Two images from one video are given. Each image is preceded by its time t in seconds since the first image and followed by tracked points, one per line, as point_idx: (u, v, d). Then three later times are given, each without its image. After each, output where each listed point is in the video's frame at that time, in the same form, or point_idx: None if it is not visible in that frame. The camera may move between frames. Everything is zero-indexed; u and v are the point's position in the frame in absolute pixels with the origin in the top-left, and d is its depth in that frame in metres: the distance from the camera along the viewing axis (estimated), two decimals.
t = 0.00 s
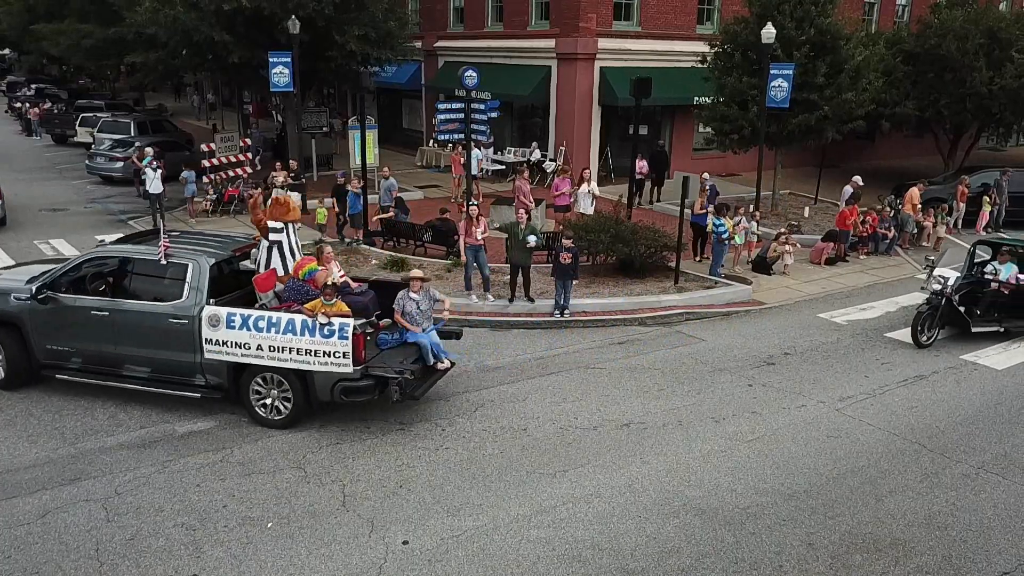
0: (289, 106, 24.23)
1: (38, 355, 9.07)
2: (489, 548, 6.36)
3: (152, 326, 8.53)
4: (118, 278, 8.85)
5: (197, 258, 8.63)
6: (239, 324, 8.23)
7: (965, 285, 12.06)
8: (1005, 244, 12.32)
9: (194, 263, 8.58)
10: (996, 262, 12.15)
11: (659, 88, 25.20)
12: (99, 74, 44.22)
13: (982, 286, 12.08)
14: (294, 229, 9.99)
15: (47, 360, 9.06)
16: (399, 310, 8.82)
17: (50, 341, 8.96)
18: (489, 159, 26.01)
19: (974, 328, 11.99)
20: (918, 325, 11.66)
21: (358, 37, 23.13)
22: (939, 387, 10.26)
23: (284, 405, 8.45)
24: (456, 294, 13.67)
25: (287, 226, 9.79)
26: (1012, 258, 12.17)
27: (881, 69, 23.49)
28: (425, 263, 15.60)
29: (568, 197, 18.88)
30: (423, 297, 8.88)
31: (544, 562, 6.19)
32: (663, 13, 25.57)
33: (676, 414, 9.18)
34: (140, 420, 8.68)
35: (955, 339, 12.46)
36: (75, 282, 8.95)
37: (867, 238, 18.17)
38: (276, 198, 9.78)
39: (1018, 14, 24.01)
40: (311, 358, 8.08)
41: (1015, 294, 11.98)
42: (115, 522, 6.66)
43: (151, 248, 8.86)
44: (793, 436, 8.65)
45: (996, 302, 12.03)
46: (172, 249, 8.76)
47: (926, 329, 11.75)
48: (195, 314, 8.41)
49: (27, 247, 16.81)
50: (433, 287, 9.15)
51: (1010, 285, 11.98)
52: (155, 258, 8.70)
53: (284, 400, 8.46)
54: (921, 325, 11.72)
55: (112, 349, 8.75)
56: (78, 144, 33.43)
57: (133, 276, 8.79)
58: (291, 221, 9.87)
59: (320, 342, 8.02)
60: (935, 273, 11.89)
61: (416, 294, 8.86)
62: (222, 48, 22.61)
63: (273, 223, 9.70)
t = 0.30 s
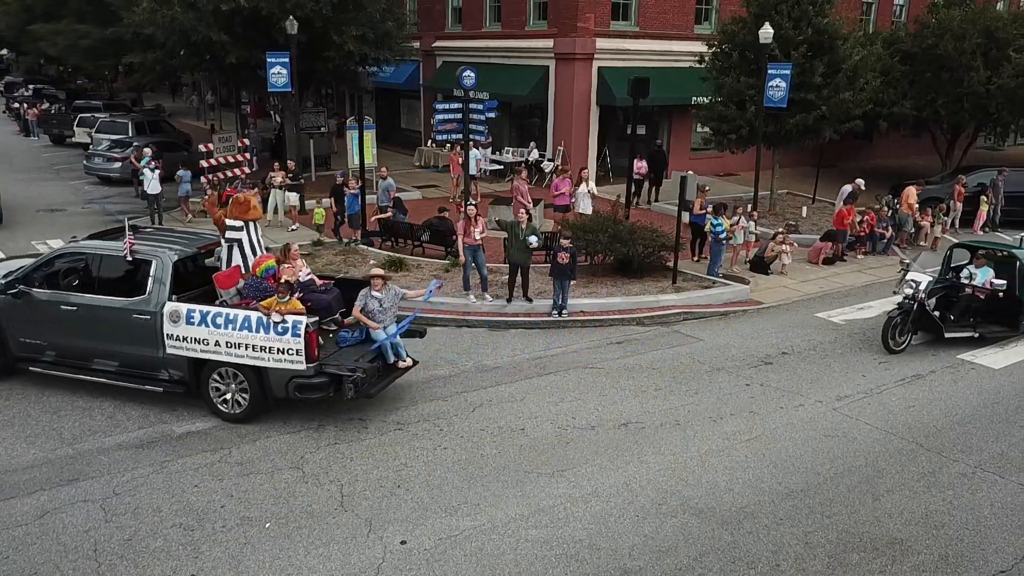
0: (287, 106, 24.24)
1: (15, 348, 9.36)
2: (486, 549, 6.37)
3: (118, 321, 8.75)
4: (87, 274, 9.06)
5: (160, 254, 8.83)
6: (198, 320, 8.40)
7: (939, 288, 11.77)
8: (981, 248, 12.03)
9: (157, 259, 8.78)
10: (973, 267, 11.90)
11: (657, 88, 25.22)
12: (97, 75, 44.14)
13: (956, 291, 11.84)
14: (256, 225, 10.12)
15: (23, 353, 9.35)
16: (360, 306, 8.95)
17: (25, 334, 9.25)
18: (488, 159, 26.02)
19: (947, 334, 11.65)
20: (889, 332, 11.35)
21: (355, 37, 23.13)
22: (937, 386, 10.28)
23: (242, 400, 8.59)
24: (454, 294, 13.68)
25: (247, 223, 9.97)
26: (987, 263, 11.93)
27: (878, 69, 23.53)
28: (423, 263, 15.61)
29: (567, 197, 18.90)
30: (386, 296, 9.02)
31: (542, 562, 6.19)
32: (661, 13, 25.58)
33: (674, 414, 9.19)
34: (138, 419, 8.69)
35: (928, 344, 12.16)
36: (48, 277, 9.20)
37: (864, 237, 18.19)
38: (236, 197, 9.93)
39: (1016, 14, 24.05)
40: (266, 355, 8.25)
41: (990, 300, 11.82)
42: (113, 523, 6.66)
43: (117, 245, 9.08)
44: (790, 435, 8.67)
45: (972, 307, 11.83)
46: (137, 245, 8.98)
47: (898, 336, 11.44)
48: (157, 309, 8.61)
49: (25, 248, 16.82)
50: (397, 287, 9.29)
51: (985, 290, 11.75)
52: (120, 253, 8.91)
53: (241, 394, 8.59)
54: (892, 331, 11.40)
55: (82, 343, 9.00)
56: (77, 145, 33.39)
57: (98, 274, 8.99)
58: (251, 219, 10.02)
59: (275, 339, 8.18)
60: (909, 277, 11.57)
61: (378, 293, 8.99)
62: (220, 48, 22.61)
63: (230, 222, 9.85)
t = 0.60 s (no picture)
0: (259, 106, 24.04)
1: None
2: (464, 548, 6.37)
3: (60, 317, 8.76)
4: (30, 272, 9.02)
5: (100, 252, 8.82)
6: (135, 316, 8.45)
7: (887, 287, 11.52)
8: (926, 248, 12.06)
9: (97, 257, 8.78)
10: (918, 266, 11.83)
11: (630, 87, 25.34)
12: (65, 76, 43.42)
13: (900, 291, 11.73)
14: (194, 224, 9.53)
15: None
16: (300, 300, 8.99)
17: None
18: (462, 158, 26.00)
19: (890, 335, 11.48)
20: (831, 333, 11.21)
21: (328, 36, 23.00)
22: (906, 379, 10.45)
23: (178, 396, 8.63)
24: (429, 294, 13.65)
25: (186, 223, 9.45)
26: (931, 262, 11.93)
27: (848, 67, 23.83)
28: (398, 264, 15.57)
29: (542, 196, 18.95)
30: (324, 292, 9.05)
31: (519, 561, 6.21)
32: (634, 13, 25.70)
33: (650, 411, 9.26)
34: (109, 424, 8.59)
35: (873, 345, 11.98)
36: None
37: (836, 234, 18.41)
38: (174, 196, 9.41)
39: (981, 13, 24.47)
40: (199, 351, 8.29)
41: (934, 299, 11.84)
42: (85, 529, 6.57)
43: (57, 242, 9.06)
44: (764, 430, 8.76)
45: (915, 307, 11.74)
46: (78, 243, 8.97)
47: (841, 337, 11.31)
48: (96, 306, 8.64)
49: None
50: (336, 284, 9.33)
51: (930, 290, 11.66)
52: (60, 250, 8.89)
53: (178, 391, 8.63)
54: (833, 333, 11.28)
55: (27, 339, 9.00)
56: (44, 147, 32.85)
57: (42, 271, 8.97)
58: (190, 219, 9.53)
59: (208, 336, 8.21)
60: (853, 277, 11.40)
61: (318, 288, 9.00)
62: (190, 48, 22.38)
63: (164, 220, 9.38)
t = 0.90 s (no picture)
0: (224, 106, 23.76)
1: None
2: (437, 548, 6.36)
3: None
4: None
5: (31, 252, 8.81)
6: (64, 317, 8.52)
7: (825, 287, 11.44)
8: (864, 248, 12.03)
9: (28, 257, 8.77)
10: (856, 266, 11.79)
11: (597, 86, 25.46)
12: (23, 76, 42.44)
13: (838, 290, 11.65)
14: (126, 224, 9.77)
15: None
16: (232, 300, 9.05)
17: None
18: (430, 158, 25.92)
19: (826, 335, 11.34)
20: (764, 333, 11.11)
21: (293, 36, 22.80)
22: (871, 372, 10.64)
23: (107, 397, 8.65)
24: (399, 295, 13.60)
25: (116, 223, 9.69)
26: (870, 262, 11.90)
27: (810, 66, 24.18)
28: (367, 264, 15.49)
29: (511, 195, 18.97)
30: (257, 292, 9.12)
31: (492, 560, 6.21)
32: (601, 12, 25.82)
33: (620, 407, 9.32)
34: (72, 431, 8.44)
35: (810, 345, 11.83)
36: None
37: (801, 230, 18.70)
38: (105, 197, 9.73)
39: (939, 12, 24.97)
40: (126, 352, 8.32)
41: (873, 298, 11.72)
42: (49, 539, 6.45)
43: None
44: (733, 425, 8.86)
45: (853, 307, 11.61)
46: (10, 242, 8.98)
47: (775, 338, 11.20)
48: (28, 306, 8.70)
49: None
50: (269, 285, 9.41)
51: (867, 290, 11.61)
52: None
53: (107, 392, 8.65)
54: (767, 333, 11.16)
55: None
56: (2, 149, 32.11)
57: None
58: (122, 219, 9.77)
59: (134, 336, 8.25)
60: (787, 277, 11.27)
61: (250, 288, 9.08)
62: (152, 48, 22.04)
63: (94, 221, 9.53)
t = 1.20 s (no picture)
0: (193, 106, 23.49)
1: None
2: (414, 549, 6.34)
3: None
4: None
5: None
6: None
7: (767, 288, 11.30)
8: (809, 248, 11.90)
9: None
10: (801, 267, 11.65)
11: (570, 85, 25.53)
12: None
13: (782, 291, 11.48)
14: (64, 223, 10.08)
15: None
16: (169, 304, 9.08)
17: None
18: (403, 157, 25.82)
19: (768, 337, 11.19)
20: (705, 335, 10.95)
21: (263, 35, 22.60)
22: (841, 367, 10.78)
23: (40, 397, 8.67)
24: (373, 295, 13.55)
25: (55, 222, 10.06)
26: (814, 262, 11.77)
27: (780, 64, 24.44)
28: (341, 265, 15.40)
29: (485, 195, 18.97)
30: (194, 293, 9.18)
31: (470, 560, 6.21)
32: (572, 11, 25.90)
33: (594, 406, 9.35)
34: (40, 438, 8.31)
35: (753, 348, 11.68)
36: None
37: (772, 227, 18.88)
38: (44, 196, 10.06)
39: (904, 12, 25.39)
40: (58, 352, 8.36)
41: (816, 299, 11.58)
42: (18, 548, 6.34)
43: None
44: (707, 421, 8.93)
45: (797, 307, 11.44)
46: None
47: (717, 340, 11.05)
48: None
49: None
50: (208, 286, 9.45)
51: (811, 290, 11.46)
52: None
53: (40, 391, 8.67)
54: (708, 336, 11.01)
55: None
56: None
57: None
58: (62, 218, 10.11)
59: (65, 335, 8.29)
60: (728, 278, 11.14)
61: (187, 290, 9.15)
62: (119, 48, 21.72)
63: (31, 222, 9.98)
